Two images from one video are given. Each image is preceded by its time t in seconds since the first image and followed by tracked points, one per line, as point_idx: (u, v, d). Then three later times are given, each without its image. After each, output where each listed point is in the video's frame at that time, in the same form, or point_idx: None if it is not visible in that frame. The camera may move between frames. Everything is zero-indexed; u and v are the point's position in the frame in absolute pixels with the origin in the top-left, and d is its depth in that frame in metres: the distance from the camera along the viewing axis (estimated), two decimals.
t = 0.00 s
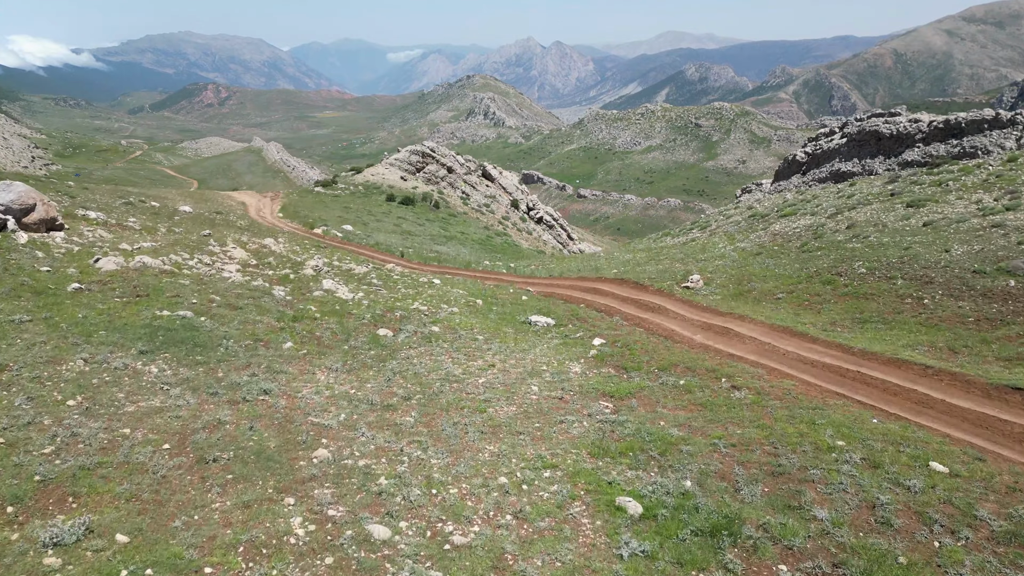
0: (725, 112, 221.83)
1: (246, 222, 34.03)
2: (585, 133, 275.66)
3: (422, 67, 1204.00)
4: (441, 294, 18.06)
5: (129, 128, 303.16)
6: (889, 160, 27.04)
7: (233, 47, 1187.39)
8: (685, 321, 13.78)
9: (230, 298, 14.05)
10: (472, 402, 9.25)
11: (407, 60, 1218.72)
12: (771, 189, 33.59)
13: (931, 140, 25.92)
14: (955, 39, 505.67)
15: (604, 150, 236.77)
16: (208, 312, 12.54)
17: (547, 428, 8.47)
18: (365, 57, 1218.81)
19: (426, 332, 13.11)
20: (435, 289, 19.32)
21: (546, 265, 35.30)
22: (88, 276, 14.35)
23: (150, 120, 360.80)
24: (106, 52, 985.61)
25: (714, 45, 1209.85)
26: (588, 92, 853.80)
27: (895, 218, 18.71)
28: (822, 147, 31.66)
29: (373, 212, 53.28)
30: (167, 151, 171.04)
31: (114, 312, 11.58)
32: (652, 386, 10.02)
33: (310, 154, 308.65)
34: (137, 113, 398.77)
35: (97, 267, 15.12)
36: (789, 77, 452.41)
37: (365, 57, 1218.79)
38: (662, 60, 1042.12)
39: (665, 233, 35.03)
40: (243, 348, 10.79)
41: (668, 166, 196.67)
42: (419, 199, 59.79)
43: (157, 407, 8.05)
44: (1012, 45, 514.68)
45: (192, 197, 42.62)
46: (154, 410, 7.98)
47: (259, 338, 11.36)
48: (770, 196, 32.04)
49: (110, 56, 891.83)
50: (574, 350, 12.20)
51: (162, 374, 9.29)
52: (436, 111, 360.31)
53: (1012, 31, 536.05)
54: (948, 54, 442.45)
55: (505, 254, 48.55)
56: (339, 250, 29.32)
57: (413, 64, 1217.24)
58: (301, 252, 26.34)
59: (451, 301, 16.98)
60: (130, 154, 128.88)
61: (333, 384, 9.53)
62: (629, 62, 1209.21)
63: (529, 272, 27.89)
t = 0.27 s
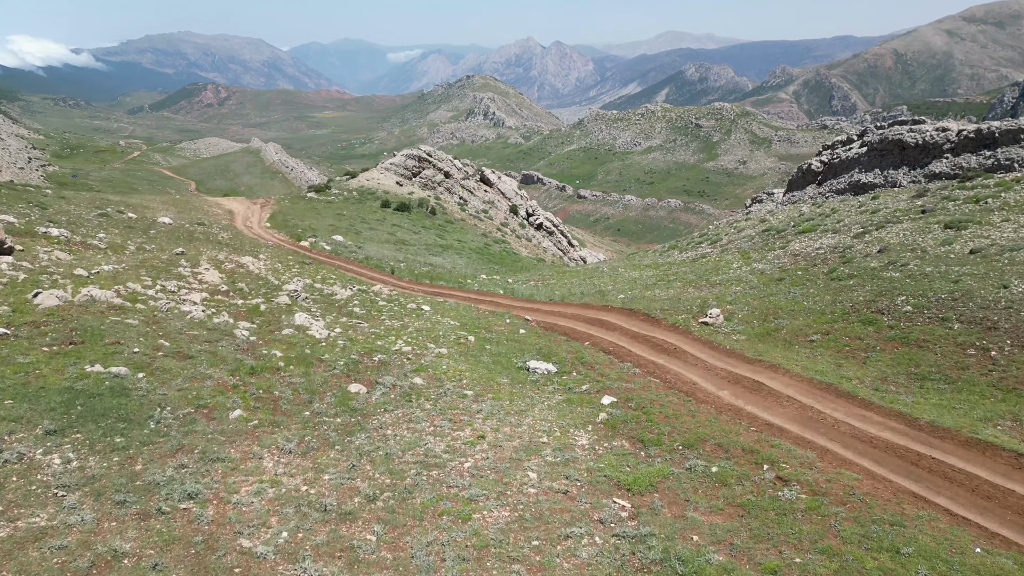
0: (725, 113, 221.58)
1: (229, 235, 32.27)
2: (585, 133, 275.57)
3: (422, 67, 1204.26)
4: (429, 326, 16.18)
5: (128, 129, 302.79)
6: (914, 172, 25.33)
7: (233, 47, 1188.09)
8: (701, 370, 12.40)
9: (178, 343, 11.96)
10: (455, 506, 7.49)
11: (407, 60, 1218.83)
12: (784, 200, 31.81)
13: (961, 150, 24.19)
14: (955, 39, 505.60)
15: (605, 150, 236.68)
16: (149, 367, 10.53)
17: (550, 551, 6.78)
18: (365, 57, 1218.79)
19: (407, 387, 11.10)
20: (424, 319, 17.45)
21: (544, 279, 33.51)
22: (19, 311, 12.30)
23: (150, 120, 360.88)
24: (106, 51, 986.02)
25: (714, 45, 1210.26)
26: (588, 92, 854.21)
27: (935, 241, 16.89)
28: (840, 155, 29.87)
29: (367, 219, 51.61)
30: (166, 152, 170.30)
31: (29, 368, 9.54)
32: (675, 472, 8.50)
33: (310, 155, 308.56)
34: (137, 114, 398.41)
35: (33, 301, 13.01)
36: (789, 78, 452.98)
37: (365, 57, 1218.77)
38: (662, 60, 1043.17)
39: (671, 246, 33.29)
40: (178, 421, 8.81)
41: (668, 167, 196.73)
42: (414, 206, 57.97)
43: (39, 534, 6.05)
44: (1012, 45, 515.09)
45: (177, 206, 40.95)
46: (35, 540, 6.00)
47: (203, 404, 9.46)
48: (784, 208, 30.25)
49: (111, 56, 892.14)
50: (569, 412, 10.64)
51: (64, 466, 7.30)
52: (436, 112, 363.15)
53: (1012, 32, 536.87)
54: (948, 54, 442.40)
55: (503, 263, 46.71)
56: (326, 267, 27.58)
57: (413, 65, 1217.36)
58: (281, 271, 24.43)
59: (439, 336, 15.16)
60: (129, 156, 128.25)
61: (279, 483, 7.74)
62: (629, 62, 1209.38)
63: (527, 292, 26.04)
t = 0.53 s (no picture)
0: (725, 113, 221.94)
1: (210, 249, 30.54)
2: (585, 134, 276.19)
3: (422, 67, 1204.80)
4: (419, 365, 14.50)
5: (128, 130, 302.95)
6: (943, 184, 23.62)
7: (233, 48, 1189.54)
8: (730, 436, 11.45)
9: (112, 404, 10.01)
10: None
11: (407, 60, 1218.83)
12: (799, 212, 29.98)
13: (995, 160, 22.47)
14: (955, 38, 505.75)
15: (604, 151, 237.52)
16: (69, 439, 8.67)
17: None
18: (365, 57, 1218.91)
19: (379, 459, 9.46)
20: (409, 353, 15.64)
21: (543, 293, 31.78)
22: None
23: (150, 120, 361.45)
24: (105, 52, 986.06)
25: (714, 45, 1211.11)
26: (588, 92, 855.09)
27: (978, 268, 15.28)
28: (858, 164, 28.10)
29: (361, 226, 49.93)
30: (166, 154, 169.99)
31: None
32: None
33: (309, 155, 308.74)
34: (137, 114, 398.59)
35: None
36: (788, 78, 453.97)
37: (365, 57, 1218.89)
38: (662, 59, 1044.45)
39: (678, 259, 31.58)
40: (80, 529, 7.02)
41: (668, 168, 197.27)
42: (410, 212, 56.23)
43: None
44: (1012, 45, 515.84)
45: (160, 215, 39.40)
46: None
47: (122, 497, 7.70)
48: (799, 220, 28.44)
49: (111, 57, 894.87)
50: (575, 494, 9.31)
51: None
52: (435, 112, 364.41)
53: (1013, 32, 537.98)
54: (949, 54, 442.65)
55: (501, 272, 45.01)
56: (310, 284, 25.85)
57: (413, 65, 1217.68)
58: (260, 292, 22.60)
59: (422, 378, 13.42)
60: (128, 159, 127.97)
61: None
62: (630, 62, 1209.60)
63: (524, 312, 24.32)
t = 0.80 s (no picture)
0: (726, 114, 223.01)
1: (189, 262, 28.80)
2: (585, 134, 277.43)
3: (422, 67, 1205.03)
4: (405, 411, 12.78)
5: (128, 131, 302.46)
6: (974, 197, 21.92)
7: (233, 48, 1190.13)
8: (772, 523, 10.24)
9: (14, 483, 8.14)
10: None
11: (407, 60, 1218.77)
12: (815, 224, 28.23)
13: None
14: (956, 39, 505.85)
15: (605, 151, 238.47)
16: None
17: None
18: (365, 57, 1218.89)
19: (346, 561, 7.87)
20: (395, 397, 13.93)
21: (542, 309, 30.03)
22: None
23: (150, 121, 361.69)
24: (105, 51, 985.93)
25: (714, 45, 1211.45)
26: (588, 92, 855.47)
27: None
28: (880, 173, 26.35)
29: (355, 233, 48.33)
30: (165, 154, 169.26)
31: None
32: None
33: (309, 155, 308.64)
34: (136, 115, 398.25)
35: None
36: (789, 78, 453.84)
37: (365, 57, 1218.88)
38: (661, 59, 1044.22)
39: (687, 274, 29.82)
40: None
41: (669, 169, 198.30)
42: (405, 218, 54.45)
43: None
44: (1012, 45, 516.08)
45: (141, 224, 37.71)
46: None
47: None
48: (817, 233, 26.66)
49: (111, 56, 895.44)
50: None
51: None
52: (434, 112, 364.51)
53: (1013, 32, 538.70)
54: (950, 54, 442.81)
55: (498, 282, 43.29)
56: (296, 303, 24.19)
57: (413, 65, 1217.90)
58: (234, 314, 20.75)
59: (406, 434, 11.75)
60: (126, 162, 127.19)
61: None
62: (629, 62, 1209.65)
63: (522, 335, 22.49)
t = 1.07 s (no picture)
0: (726, 114, 224.02)
1: (165, 276, 27.10)
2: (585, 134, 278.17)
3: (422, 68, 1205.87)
4: (388, 477, 11.06)
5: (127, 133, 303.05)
6: (1014, 212, 20.14)
7: (232, 48, 1190.98)
8: None
9: None
10: None
11: (407, 60, 1218.83)
12: (834, 236, 26.48)
13: None
14: (955, 39, 508.34)
15: (605, 151, 239.83)
16: None
17: None
18: (365, 57, 1218.96)
19: None
20: (378, 453, 12.07)
21: (542, 326, 28.18)
22: None
23: (150, 121, 362.00)
24: (105, 51, 986.78)
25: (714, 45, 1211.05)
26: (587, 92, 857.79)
27: None
28: (905, 184, 24.54)
29: (347, 241, 46.65)
30: (163, 156, 169.12)
31: None
32: None
33: (309, 156, 308.74)
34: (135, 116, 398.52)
35: None
36: (789, 78, 454.09)
37: (365, 57, 1219.10)
38: (661, 59, 1044.51)
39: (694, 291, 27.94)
40: None
41: (669, 169, 199.76)
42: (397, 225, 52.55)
43: None
44: (1012, 45, 517.75)
45: (121, 232, 35.94)
46: None
47: None
48: (837, 248, 24.96)
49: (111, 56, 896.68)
50: None
51: None
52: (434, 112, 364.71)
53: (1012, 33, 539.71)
54: (949, 54, 444.59)
55: (495, 292, 41.45)
56: (277, 325, 22.35)
57: (412, 65, 1217.97)
58: (204, 341, 18.93)
59: (386, 511, 9.91)
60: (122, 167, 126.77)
61: None
62: (629, 62, 1210.05)
63: (524, 360, 20.54)
